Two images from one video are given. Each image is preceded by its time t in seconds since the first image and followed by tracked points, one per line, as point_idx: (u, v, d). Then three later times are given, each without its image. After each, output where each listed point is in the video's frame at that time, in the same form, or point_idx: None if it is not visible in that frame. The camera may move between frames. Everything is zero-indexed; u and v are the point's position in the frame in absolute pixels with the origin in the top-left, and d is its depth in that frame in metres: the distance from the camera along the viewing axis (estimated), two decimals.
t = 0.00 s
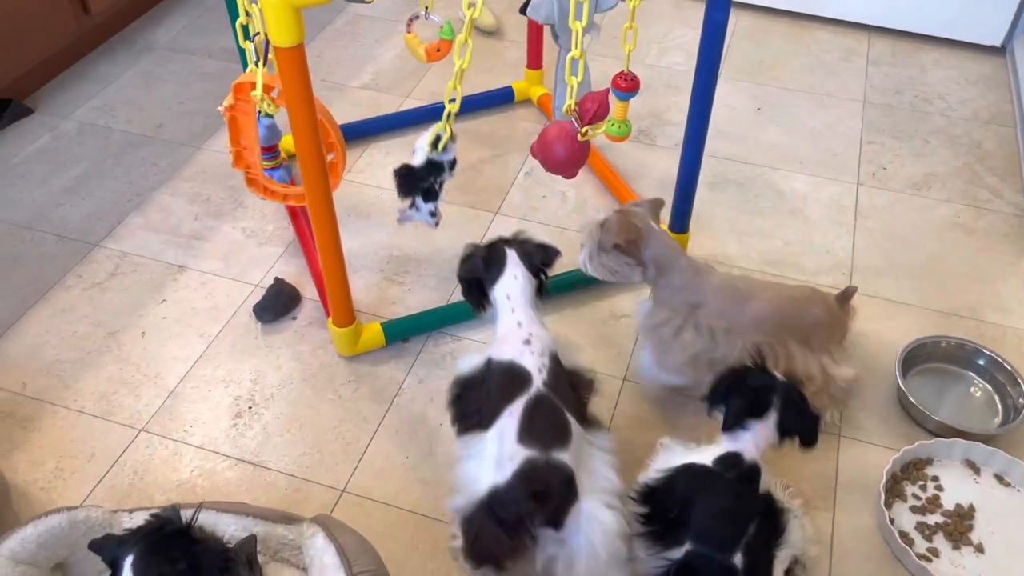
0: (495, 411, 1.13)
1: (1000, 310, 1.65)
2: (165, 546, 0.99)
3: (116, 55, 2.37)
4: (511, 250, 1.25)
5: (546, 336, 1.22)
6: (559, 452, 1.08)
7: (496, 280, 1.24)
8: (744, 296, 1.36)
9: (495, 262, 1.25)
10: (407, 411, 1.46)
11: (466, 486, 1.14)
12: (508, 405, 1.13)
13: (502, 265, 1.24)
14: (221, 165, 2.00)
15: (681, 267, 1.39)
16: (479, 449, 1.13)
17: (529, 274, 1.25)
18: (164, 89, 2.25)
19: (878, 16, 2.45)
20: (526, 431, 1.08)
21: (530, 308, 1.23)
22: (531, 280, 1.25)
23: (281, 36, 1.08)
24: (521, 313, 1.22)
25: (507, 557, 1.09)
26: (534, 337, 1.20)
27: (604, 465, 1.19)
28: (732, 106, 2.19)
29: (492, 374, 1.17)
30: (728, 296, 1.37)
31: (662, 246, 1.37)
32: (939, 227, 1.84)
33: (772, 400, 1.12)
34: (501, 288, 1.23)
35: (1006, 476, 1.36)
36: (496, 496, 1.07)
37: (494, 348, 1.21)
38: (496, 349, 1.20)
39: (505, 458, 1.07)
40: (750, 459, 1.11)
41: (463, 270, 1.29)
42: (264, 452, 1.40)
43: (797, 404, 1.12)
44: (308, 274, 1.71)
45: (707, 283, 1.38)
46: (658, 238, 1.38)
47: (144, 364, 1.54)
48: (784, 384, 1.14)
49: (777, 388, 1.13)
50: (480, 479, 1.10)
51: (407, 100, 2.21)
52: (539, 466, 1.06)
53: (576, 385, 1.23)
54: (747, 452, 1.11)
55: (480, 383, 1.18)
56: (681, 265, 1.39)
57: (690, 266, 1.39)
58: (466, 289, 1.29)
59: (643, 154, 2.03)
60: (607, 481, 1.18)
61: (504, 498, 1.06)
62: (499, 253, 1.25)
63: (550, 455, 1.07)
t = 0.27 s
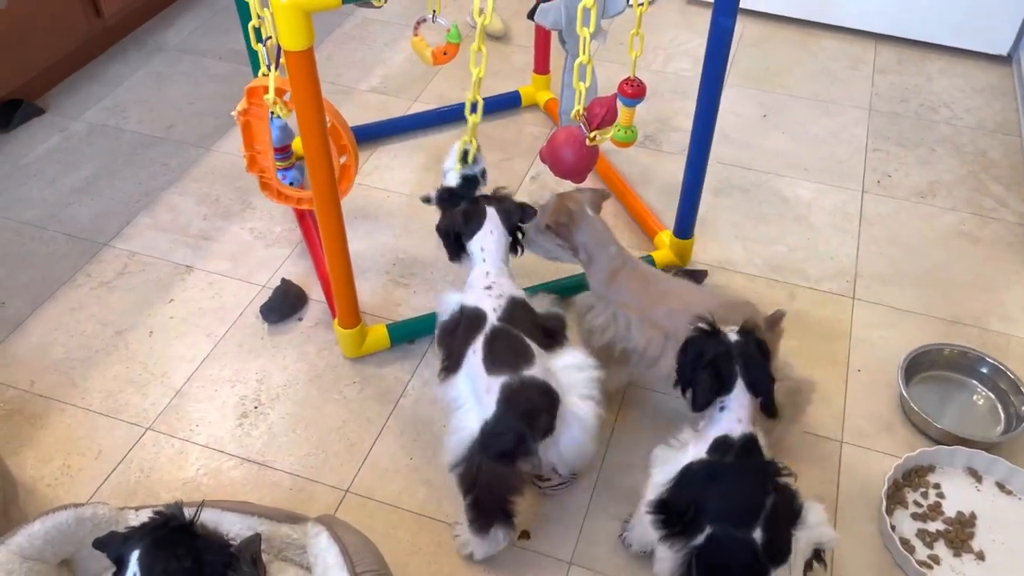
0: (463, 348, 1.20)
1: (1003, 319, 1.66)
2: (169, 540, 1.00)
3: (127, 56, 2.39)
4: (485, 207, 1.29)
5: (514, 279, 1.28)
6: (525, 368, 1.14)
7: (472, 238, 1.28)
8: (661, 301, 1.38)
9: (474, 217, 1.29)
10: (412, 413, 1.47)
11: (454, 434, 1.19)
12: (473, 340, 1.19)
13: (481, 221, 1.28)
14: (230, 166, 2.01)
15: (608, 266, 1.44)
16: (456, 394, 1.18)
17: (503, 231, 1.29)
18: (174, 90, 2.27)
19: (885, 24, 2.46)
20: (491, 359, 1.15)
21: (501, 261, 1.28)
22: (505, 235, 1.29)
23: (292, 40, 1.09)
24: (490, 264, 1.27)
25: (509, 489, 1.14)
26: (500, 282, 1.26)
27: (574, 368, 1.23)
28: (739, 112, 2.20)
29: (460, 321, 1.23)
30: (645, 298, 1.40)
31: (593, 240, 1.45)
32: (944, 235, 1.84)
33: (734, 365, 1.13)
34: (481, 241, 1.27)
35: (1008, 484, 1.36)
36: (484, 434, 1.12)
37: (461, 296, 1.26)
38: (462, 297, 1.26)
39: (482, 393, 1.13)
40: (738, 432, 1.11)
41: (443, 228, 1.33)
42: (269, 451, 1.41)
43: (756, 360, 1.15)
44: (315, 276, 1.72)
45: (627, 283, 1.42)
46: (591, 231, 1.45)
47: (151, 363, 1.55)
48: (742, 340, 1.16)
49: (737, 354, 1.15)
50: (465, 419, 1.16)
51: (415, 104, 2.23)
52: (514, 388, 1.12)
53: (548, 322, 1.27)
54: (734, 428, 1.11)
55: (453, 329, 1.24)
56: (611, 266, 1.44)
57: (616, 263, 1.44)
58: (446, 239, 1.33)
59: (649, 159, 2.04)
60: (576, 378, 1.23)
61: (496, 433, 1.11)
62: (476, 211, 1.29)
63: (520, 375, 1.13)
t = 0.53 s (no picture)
0: (461, 341, 1.22)
1: (1006, 328, 1.66)
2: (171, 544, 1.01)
3: (135, 61, 2.41)
4: (500, 220, 1.31)
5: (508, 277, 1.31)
6: (529, 361, 1.15)
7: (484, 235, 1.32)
8: (602, 300, 1.32)
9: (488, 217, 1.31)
10: (414, 417, 1.48)
11: (457, 428, 1.21)
12: (471, 332, 1.22)
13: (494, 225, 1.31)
14: (235, 171, 2.02)
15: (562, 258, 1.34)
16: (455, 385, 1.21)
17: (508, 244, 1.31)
18: (180, 95, 2.28)
19: (889, 34, 2.47)
20: (491, 349, 1.17)
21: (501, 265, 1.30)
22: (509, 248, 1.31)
23: (298, 45, 1.10)
24: (484, 263, 1.30)
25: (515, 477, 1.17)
26: (493, 278, 1.28)
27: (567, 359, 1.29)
28: (742, 120, 2.21)
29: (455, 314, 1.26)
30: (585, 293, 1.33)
31: (565, 233, 1.32)
32: (947, 244, 1.84)
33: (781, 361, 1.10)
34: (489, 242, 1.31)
35: (1009, 494, 1.36)
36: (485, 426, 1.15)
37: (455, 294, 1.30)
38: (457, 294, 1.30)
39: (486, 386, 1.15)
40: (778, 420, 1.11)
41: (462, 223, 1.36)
42: (271, 454, 1.42)
43: (800, 350, 1.11)
44: (319, 280, 1.73)
45: (578, 278, 1.34)
46: (566, 224, 1.32)
47: (155, 366, 1.56)
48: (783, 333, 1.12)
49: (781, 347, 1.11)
50: (466, 412, 1.19)
51: (420, 110, 2.24)
52: (519, 380, 1.13)
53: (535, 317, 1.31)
54: (776, 418, 1.11)
55: (449, 326, 1.27)
56: (568, 258, 1.34)
57: (575, 257, 1.34)
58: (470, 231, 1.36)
59: (653, 167, 2.04)
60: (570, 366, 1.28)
61: (499, 425, 1.13)
62: (491, 216, 1.31)
63: (523, 368, 1.14)
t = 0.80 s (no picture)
0: (476, 303, 1.29)
1: (1007, 338, 1.66)
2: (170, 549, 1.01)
3: (140, 65, 2.42)
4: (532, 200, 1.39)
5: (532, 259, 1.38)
6: (532, 334, 1.23)
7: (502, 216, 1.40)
8: (589, 322, 1.32)
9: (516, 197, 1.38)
10: (414, 422, 1.48)
11: (448, 381, 1.27)
12: (488, 299, 1.28)
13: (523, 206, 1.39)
14: (238, 175, 2.03)
15: (565, 271, 1.39)
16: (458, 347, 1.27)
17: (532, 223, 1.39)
18: (185, 99, 2.29)
19: (892, 44, 2.47)
20: (502, 320, 1.24)
21: (527, 242, 1.38)
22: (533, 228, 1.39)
23: (302, 51, 1.10)
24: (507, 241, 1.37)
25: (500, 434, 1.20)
26: (520, 254, 1.36)
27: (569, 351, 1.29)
28: (744, 128, 2.21)
29: (474, 277, 1.33)
30: (575, 313, 1.34)
31: (574, 243, 1.37)
32: (948, 254, 1.85)
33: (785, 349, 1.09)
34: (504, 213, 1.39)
35: (1008, 503, 1.36)
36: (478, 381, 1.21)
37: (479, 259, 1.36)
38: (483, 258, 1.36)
39: (485, 344, 1.22)
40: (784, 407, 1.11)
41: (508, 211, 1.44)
42: (272, 458, 1.42)
43: (804, 339, 1.10)
44: (320, 284, 1.74)
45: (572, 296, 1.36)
46: (574, 237, 1.36)
47: (156, 369, 1.57)
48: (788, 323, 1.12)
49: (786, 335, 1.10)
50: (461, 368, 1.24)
51: (424, 116, 2.25)
52: (514, 342, 1.21)
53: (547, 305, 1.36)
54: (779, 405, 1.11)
55: (466, 284, 1.33)
56: (568, 272, 1.38)
57: (576, 272, 1.38)
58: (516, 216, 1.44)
59: (655, 174, 2.05)
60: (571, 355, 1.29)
61: (489, 380, 1.20)
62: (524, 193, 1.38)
63: (523, 335, 1.22)
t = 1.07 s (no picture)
0: (494, 278, 1.32)
1: (1009, 349, 1.66)
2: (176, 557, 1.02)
3: (146, 71, 2.43)
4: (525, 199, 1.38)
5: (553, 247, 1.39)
6: (536, 320, 1.26)
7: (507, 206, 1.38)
8: (588, 321, 1.27)
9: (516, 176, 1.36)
10: (416, 428, 1.48)
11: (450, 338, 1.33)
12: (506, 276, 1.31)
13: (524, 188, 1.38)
14: (243, 181, 2.04)
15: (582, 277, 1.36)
16: (471, 310, 1.32)
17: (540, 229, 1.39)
18: (190, 104, 2.30)
19: (895, 54, 2.48)
20: (513, 299, 1.27)
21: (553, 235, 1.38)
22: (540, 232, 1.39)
23: (308, 59, 1.11)
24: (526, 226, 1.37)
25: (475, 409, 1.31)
26: (542, 241, 1.37)
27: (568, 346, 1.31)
28: (747, 137, 2.22)
29: (494, 256, 1.35)
30: (582, 310, 1.30)
31: (596, 250, 1.35)
32: (950, 264, 1.85)
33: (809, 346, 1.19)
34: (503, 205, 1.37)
35: (1009, 515, 1.36)
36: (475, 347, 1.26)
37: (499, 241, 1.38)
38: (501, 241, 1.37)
39: (492, 313, 1.27)
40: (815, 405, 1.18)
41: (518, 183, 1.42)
42: (274, 463, 1.43)
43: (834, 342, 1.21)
44: (324, 290, 1.74)
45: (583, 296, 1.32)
46: (596, 246, 1.34)
47: (159, 373, 1.57)
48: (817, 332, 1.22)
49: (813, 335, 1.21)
50: (466, 328, 1.30)
51: (428, 123, 2.26)
52: (518, 322, 1.25)
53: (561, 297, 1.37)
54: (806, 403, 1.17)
55: (484, 261, 1.35)
56: (586, 278, 1.35)
57: (594, 277, 1.35)
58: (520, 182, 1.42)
59: (658, 182, 2.05)
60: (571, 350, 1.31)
61: (483, 349, 1.25)
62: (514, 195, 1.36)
63: (528, 318, 1.26)
